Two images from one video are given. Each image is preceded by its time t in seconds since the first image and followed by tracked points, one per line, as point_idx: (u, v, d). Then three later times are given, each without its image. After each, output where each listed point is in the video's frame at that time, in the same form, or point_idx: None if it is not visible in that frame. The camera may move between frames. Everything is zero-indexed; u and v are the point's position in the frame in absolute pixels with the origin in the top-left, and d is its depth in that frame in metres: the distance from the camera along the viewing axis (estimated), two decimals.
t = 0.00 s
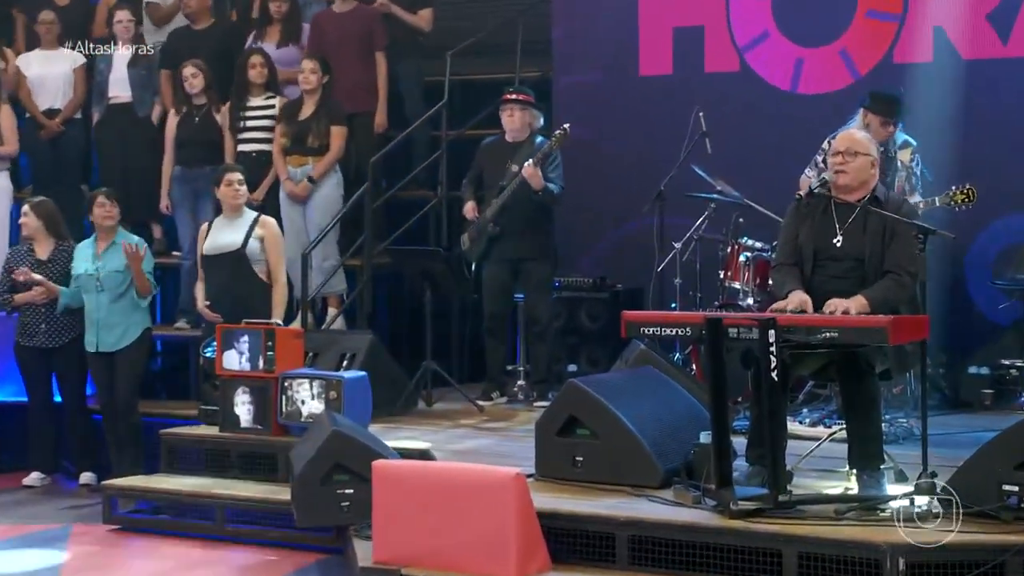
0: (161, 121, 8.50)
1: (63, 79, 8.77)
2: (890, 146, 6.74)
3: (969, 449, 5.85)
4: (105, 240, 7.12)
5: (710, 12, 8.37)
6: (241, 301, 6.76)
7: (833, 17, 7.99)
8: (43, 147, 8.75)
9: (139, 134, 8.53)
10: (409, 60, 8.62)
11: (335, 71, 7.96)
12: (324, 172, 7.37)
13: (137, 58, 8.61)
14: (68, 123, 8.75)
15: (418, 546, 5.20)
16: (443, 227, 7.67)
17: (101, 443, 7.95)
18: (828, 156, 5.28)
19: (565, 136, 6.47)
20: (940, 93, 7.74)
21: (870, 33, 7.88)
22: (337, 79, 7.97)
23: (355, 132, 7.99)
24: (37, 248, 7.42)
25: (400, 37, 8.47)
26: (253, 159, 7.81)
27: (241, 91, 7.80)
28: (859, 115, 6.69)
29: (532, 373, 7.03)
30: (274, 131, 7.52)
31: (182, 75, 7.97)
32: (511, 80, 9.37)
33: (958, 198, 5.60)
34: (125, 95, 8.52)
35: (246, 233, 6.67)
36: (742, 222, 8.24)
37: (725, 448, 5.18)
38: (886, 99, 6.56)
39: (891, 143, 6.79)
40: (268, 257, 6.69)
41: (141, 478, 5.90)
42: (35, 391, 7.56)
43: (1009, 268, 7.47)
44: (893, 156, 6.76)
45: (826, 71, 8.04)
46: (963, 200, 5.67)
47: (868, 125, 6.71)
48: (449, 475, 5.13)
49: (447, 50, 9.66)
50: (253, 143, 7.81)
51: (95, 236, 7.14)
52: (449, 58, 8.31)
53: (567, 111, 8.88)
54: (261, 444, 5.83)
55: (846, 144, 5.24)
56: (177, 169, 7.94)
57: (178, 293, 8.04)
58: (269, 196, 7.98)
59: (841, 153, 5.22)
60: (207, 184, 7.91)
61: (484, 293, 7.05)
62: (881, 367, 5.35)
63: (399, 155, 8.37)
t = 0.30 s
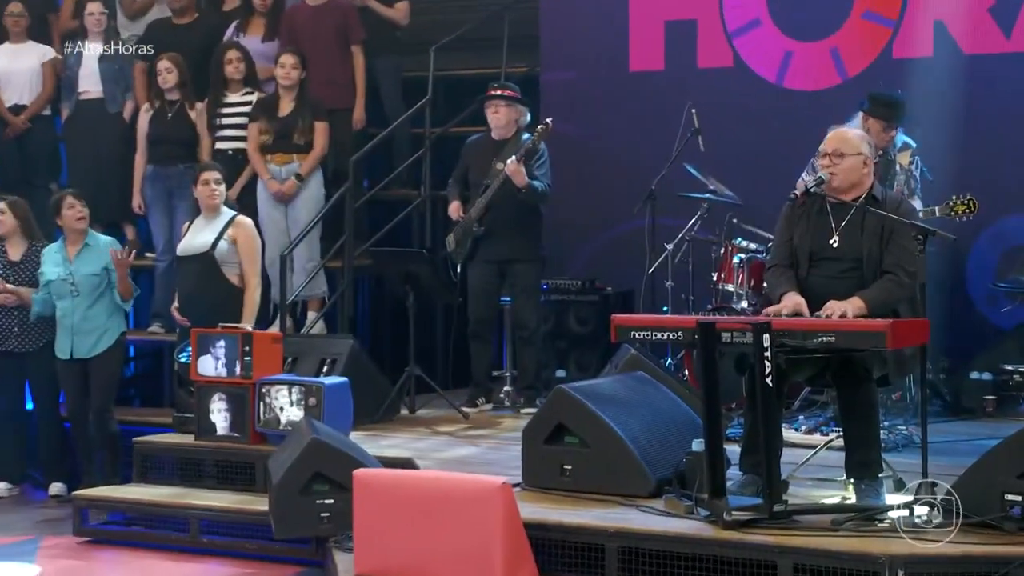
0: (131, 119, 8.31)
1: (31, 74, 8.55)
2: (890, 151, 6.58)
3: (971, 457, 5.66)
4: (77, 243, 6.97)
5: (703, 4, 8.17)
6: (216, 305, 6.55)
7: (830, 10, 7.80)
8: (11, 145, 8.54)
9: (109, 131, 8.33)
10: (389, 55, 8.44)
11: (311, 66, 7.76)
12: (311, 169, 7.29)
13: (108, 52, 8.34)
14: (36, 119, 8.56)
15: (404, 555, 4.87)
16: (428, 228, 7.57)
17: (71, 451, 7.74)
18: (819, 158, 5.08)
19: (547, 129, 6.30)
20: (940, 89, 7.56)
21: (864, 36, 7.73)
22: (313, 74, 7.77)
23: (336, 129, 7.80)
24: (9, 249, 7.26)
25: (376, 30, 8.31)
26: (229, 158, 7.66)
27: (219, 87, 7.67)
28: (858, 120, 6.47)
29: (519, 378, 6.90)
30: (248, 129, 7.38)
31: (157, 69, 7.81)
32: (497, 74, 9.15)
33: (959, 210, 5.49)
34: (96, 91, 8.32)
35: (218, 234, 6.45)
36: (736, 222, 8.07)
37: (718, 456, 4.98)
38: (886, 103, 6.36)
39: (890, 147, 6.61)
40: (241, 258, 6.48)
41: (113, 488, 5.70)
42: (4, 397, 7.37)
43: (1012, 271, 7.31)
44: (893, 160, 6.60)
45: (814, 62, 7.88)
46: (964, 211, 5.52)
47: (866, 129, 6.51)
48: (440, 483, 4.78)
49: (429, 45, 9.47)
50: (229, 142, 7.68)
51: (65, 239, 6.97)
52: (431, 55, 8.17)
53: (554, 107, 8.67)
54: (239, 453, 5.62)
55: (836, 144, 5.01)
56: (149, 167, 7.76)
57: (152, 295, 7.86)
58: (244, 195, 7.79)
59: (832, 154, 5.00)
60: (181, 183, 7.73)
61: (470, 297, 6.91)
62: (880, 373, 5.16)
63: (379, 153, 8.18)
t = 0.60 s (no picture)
0: (100, 114, 8.09)
1: None
2: (891, 151, 6.36)
3: (975, 467, 5.46)
4: (53, 242, 6.74)
5: None
6: (190, 307, 6.35)
7: (826, 6, 7.61)
8: None
9: (78, 128, 8.11)
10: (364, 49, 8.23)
11: (290, 62, 7.57)
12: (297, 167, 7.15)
13: (76, 46, 8.14)
14: None
15: None
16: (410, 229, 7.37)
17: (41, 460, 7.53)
18: (815, 156, 4.91)
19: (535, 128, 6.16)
20: (940, 86, 7.38)
21: (857, 37, 7.56)
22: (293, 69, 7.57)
23: (318, 125, 7.57)
24: None
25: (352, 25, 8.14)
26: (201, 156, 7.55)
27: (191, 82, 7.58)
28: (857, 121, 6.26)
29: (506, 385, 6.76)
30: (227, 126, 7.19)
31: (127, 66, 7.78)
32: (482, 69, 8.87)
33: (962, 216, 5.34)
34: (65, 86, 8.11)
35: (188, 236, 6.23)
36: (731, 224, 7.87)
37: (711, 465, 4.77)
38: (886, 104, 6.16)
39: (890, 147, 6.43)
40: (211, 262, 6.27)
41: (83, 500, 5.49)
42: None
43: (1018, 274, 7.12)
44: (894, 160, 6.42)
45: (804, 60, 7.71)
46: (967, 217, 5.33)
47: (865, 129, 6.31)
48: (426, 500, 4.30)
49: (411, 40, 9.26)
50: (202, 140, 7.59)
51: (40, 239, 6.74)
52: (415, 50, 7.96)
53: (542, 104, 8.47)
54: (214, 463, 5.40)
55: (832, 141, 4.84)
56: (120, 166, 7.63)
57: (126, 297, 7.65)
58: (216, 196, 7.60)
59: (829, 153, 4.83)
60: (153, 182, 7.60)
61: (453, 301, 6.70)
62: (880, 378, 4.95)
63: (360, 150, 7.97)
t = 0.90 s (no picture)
0: (67, 112, 7.83)
1: None
2: (892, 147, 6.19)
3: (978, 475, 5.29)
4: (30, 243, 6.53)
5: None
6: (167, 312, 6.18)
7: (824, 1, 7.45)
8: None
9: (48, 127, 7.90)
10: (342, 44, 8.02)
11: (272, 58, 7.40)
12: (281, 167, 7.01)
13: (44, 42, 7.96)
14: None
15: None
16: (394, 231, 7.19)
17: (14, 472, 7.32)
18: (811, 155, 4.72)
19: (529, 130, 6.08)
20: (941, 83, 7.22)
21: (849, 38, 7.41)
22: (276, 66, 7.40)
23: (302, 123, 7.39)
24: None
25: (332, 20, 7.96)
26: (172, 155, 7.30)
27: (164, 80, 7.34)
28: (857, 112, 6.20)
29: (494, 393, 6.61)
30: (206, 125, 6.99)
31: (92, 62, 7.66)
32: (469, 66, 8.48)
33: (964, 213, 5.19)
34: (32, 80, 8.01)
35: (160, 238, 6.04)
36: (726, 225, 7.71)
37: (705, 476, 4.58)
38: (890, 95, 6.08)
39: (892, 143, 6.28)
40: (181, 266, 6.09)
41: (54, 512, 5.29)
42: None
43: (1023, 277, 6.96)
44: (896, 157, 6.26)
45: (793, 58, 7.55)
46: (970, 215, 5.15)
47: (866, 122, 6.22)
48: (413, 512, 4.03)
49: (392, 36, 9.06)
50: (173, 138, 7.29)
51: (17, 239, 6.54)
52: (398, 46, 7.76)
53: (532, 101, 8.27)
54: (191, 473, 5.21)
55: (828, 139, 4.64)
56: (87, 166, 7.47)
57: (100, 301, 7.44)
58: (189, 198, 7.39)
59: (826, 152, 4.63)
60: (124, 181, 7.46)
61: (437, 304, 6.55)
62: (879, 386, 4.76)
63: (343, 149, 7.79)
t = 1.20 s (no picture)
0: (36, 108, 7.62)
1: None
2: (892, 148, 6.06)
3: (981, 485, 5.13)
4: (6, 247, 6.34)
5: None
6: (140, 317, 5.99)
7: None
8: None
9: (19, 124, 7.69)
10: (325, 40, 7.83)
11: (254, 55, 7.22)
12: (258, 168, 6.79)
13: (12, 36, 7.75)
14: None
15: None
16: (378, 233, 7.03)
17: None
18: (807, 156, 4.54)
19: (526, 136, 6.03)
20: (942, 80, 7.05)
21: (840, 39, 7.25)
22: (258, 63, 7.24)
23: (284, 121, 7.20)
24: None
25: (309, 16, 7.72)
26: (145, 155, 7.13)
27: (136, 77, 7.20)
28: (855, 112, 6.02)
29: (478, 401, 6.45)
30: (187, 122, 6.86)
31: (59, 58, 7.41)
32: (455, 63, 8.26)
33: (967, 220, 5.01)
34: None
35: (133, 242, 5.97)
36: (721, 227, 7.54)
37: (699, 486, 4.38)
38: (889, 95, 5.89)
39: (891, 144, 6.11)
40: (155, 269, 6.01)
41: (19, 525, 5.08)
42: None
43: None
44: (896, 159, 6.08)
45: (780, 54, 7.39)
46: (973, 221, 4.98)
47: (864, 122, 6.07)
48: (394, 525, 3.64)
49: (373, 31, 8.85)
50: (144, 137, 7.13)
51: None
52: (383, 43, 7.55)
53: (521, 98, 8.08)
54: (166, 483, 5.01)
55: (826, 139, 4.46)
56: (56, 165, 7.26)
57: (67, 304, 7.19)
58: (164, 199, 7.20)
59: (825, 152, 4.45)
60: (91, 180, 7.26)
61: (422, 308, 6.45)
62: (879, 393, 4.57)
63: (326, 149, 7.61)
